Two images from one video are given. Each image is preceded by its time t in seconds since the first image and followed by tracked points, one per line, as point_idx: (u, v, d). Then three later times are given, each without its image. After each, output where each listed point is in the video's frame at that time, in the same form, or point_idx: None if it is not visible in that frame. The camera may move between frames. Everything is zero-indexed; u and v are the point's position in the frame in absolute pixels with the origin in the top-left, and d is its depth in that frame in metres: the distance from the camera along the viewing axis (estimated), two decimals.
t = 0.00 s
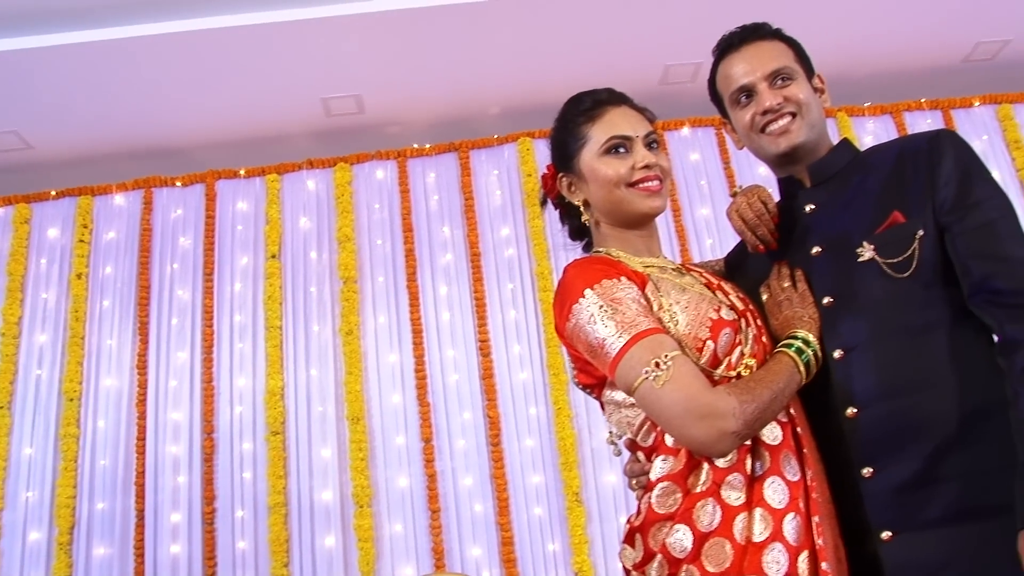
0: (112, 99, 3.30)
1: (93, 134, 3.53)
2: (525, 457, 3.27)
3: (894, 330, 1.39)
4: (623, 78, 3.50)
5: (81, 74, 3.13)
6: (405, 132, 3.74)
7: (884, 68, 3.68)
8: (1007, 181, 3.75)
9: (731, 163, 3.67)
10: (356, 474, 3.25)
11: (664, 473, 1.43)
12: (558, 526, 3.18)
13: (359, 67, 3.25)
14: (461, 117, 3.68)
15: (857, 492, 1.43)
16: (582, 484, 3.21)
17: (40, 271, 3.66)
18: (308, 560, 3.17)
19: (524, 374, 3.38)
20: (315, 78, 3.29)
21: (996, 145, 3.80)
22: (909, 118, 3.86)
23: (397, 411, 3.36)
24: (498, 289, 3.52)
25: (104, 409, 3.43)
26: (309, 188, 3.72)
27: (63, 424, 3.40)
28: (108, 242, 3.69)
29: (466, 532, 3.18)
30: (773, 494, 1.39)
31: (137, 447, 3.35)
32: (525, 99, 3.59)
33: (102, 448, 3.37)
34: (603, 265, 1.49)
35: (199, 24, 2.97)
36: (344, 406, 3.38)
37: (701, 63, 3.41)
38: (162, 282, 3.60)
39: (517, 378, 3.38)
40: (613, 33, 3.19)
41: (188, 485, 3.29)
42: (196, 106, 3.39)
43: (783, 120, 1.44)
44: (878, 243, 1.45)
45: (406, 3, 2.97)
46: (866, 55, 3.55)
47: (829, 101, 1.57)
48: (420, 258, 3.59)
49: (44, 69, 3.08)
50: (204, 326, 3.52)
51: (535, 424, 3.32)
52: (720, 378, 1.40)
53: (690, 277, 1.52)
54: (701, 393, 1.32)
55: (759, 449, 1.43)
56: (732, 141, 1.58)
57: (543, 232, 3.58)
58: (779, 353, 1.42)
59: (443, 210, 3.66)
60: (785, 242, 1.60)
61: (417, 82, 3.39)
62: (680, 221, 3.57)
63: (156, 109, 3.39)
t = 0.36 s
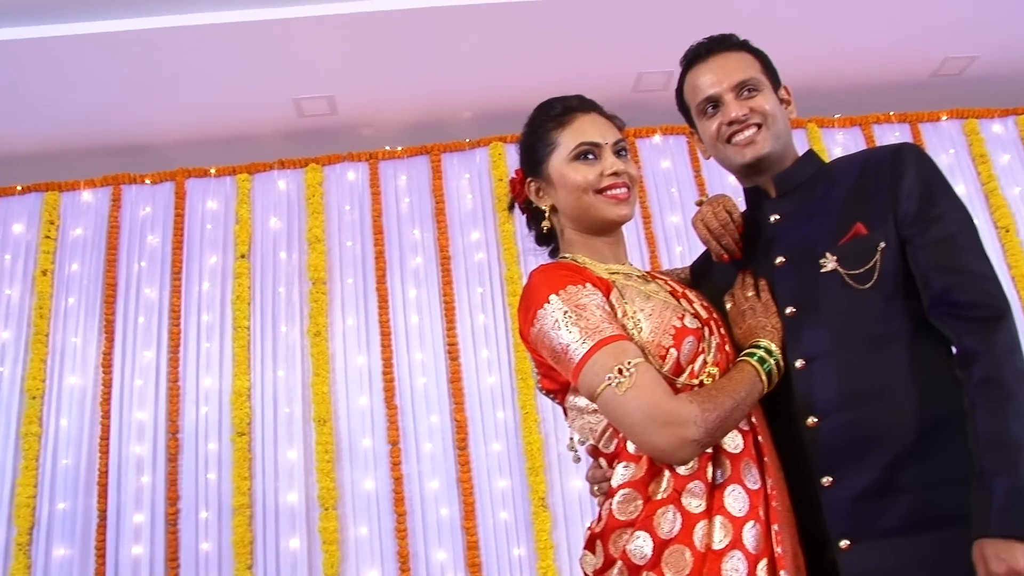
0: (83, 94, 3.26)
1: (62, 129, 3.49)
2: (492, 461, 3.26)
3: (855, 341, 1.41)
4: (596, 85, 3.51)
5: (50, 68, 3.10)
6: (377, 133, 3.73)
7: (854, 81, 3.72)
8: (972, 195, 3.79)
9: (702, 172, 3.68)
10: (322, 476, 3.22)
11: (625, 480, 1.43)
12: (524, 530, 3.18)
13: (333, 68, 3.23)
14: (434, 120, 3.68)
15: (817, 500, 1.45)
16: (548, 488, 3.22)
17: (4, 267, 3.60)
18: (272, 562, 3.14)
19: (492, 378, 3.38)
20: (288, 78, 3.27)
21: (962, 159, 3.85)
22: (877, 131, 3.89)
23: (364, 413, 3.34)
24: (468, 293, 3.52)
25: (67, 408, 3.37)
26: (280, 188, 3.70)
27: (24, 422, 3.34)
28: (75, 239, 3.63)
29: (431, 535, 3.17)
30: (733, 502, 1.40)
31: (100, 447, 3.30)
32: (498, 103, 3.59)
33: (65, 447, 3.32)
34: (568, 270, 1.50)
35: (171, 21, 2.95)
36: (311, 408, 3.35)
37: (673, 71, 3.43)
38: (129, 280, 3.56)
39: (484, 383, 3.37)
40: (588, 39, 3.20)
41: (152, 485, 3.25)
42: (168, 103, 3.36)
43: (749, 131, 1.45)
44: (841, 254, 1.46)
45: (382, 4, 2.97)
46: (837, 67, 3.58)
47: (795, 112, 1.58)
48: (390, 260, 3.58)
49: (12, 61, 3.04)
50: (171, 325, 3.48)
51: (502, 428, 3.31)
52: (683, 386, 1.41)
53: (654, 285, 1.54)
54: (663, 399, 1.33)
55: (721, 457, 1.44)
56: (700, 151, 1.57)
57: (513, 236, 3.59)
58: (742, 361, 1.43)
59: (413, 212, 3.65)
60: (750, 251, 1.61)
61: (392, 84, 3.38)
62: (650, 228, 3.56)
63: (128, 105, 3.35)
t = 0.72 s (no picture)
0: (54, 85, 3.23)
1: (33, 120, 3.45)
2: (460, 463, 3.26)
3: (820, 349, 1.42)
4: (572, 89, 3.52)
5: (21, 59, 3.06)
6: (351, 132, 3.73)
7: (827, 90, 3.75)
8: (942, 207, 3.83)
9: (675, 177, 3.69)
10: (289, 475, 3.20)
11: (590, 484, 1.44)
12: (492, 533, 3.18)
13: (311, 66, 3.22)
14: (409, 120, 3.68)
15: (779, 507, 1.45)
16: (516, 491, 3.22)
17: None
18: (238, 561, 3.11)
19: (462, 379, 3.37)
20: (262, 75, 3.26)
21: (932, 170, 3.89)
22: (850, 140, 3.93)
23: (333, 412, 3.32)
24: (440, 294, 3.51)
25: (32, 403, 3.33)
26: (253, 185, 3.68)
27: None
28: (43, 232, 3.58)
29: (399, 536, 3.16)
30: (697, 508, 1.41)
31: (66, 443, 3.26)
32: (473, 105, 3.60)
33: (29, 442, 3.28)
34: (537, 274, 1.50)
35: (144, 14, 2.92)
36: (280, 407, 3.33)
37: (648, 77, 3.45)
38: (98, 275, 3.52)
39: (454, 384, 3.37)
40: (566, 43, 3.21)
41: (117, 482, 3.21)
42: (142, 96, 3.33)
43: (719, 137, 1.46)
44: (807, 262, 1.48)
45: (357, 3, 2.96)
46: (812, 77, 3.61)
47: (764, 121, 1.60)
48: (362, 260, 3.56)
49: None
50: (140, 321, 3.44)
51: (472, 429, 3.31)
52: (649, 391, 1.42)
53: (623, 290, 1.54)
54: (629, 404, 1.33)
55: (686, 462, 1.45)
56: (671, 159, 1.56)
57: (485, 237, 3.59)
58: (708, 367, 1.44)
59: (386, 212, 3.64)
60: (718, 258, 1.62)
61: (370, 83, 3.37)
62: (623, 233, 3.57)
63: (100, 98, 3.32)
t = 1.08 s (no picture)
0: (20, 76, 3.18)
1: None
2: (425, 464, 3.26)
3: (781, 356, 1.43)
4: (543, 92, 3.53)
5: None
6: (322, 131, 3.71)
7: (797, 99, 3.79)
8: (906, 217, 3.88)
9: (644, 183, 3.72)
10: (253, 475, 3.17)
11: (550, 487, 1.44)
12: (455, 535, 3.17)
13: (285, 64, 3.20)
14: (379, 120, 3.67)
15: (737, 512, 1.47)
16: (480, 493, 3.22)
17: None
18: (200, 561, 3.09)
19: (428, 381, 3.37)
20: (233, 72, 3.23)
21: (898, 181, 3.94)
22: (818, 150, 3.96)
23: (298, 412, 3.30)
24: (407, 295, 3.50)
25: None
26: (221, 182, 3.65)
27: None
28: (6, 226, 3.52)
29: (362, 538, 3.15)
30: (656, 512, 1.42)
31: (24, 441, 3.21)
32: (444, 106, 3.60)
33: None
34: (501, 277, 1.50)
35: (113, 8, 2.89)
36: (245, 406, 3.30)
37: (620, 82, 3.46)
38: (62, 271, 3.47)
39: (420, 385, 3.36)
40: (539, 46, 3.22)
41: (77, 480, 3.17)
42: (110, 89, 3.29)
43: (685, 144, 1.47)
44: (769, 270, 1.49)
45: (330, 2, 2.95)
46: (783, 86, 3.65)
47: (730, 128, 1.61)
48: (330, 260, 3.55)
49: None
50: (104, 317, 3.40)
51: (437, 431, 3.31)
52: (610, 396, 1.42)
53: (587, 294, 1.55)
54: (590, 409, 1.33)
55: (645, 467, 1.46)
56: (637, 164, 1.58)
57: (454, 239, 3.59)
58: (670, 373, 1.45)
59: (355, 212, 3.63)
60: (682, 264, 1.63)
61: (343, 82, 3.36)
62: (591, 237, 3.59)
63: (67, 90, 3.28)
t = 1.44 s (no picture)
0: None
1: None
2: (390, 464, 3.25)
3: (742, 361, 1.44)
4: (515, 95, 3.54)
5: None
6: (291, 128, 3.69)
7: (767, 106, 3.82)
8: (872, 225, 3.93)
9: (614, 187, 3.73)
10: (217, 473, 3.14)
11: (512, 489, 1.44)
12: (419, 535, 3.17)
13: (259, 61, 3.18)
14: (349, 119, 3.66)
15: (698, 517, 1.47)
16: (445, 493, 3.22)
17: None
18: (161, 559, 3.05)
19: (394, 380, 3.36)
20: (203, 67, 3.21)
21: (864, 190, 3.99)
22: (787, 157, 3.99)
23: (264, 410, 3.28)
24: (375, 294, 3.50)
25: None
26: (189, 178, 3.62)
27: None
28: None
29: (326, 537, 3.13)
30: (617, 515, 1.43)
31: None
32: (414, 106, 3.60)
33: None
34: (467, 278, 1.51)
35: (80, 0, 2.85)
36: (209, 403, 3.27)
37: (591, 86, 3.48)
38: (25, 265, 3.41)
39: (387, 385, 3.36)
40: (511, 49, 3.22)
41: (37, 477, 3.12)
42: (77, 82, 3.25)
43: (652, 149, 1.47)
44: (733, 276, 1.50)
45: None
46: (754, 93, 3.68)
47: (697, 134, 1.62)
48: (298, 258, 3.53)
49: None
50: (67, 312, 3.35)
51: (403, 431, 3.30)
52: (573, 399, 1.43)
53: (551, 297, 1.55)
54: (553, 412, 1.34)
55: (607, 470, 1.46)
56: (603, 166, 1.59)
57: (423, 239, 3.59)
58: (633, 377, 1.46)
59: (324, 211, 3.61)
60: (647, 269, 1.64)
61: (316, 80, 3.34)
62: (560, 240, 3.60)
63: (33, 82, 3.23)
